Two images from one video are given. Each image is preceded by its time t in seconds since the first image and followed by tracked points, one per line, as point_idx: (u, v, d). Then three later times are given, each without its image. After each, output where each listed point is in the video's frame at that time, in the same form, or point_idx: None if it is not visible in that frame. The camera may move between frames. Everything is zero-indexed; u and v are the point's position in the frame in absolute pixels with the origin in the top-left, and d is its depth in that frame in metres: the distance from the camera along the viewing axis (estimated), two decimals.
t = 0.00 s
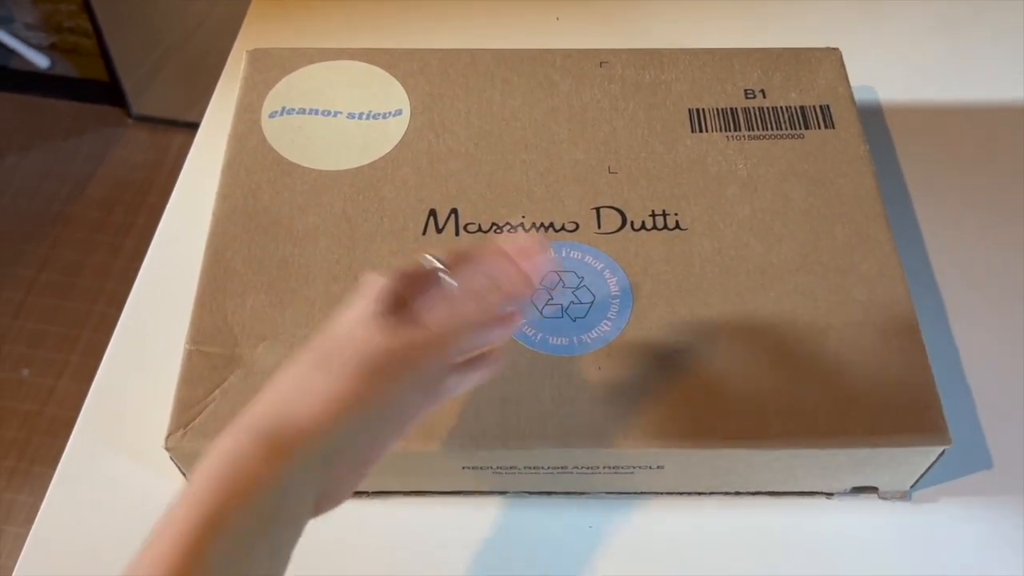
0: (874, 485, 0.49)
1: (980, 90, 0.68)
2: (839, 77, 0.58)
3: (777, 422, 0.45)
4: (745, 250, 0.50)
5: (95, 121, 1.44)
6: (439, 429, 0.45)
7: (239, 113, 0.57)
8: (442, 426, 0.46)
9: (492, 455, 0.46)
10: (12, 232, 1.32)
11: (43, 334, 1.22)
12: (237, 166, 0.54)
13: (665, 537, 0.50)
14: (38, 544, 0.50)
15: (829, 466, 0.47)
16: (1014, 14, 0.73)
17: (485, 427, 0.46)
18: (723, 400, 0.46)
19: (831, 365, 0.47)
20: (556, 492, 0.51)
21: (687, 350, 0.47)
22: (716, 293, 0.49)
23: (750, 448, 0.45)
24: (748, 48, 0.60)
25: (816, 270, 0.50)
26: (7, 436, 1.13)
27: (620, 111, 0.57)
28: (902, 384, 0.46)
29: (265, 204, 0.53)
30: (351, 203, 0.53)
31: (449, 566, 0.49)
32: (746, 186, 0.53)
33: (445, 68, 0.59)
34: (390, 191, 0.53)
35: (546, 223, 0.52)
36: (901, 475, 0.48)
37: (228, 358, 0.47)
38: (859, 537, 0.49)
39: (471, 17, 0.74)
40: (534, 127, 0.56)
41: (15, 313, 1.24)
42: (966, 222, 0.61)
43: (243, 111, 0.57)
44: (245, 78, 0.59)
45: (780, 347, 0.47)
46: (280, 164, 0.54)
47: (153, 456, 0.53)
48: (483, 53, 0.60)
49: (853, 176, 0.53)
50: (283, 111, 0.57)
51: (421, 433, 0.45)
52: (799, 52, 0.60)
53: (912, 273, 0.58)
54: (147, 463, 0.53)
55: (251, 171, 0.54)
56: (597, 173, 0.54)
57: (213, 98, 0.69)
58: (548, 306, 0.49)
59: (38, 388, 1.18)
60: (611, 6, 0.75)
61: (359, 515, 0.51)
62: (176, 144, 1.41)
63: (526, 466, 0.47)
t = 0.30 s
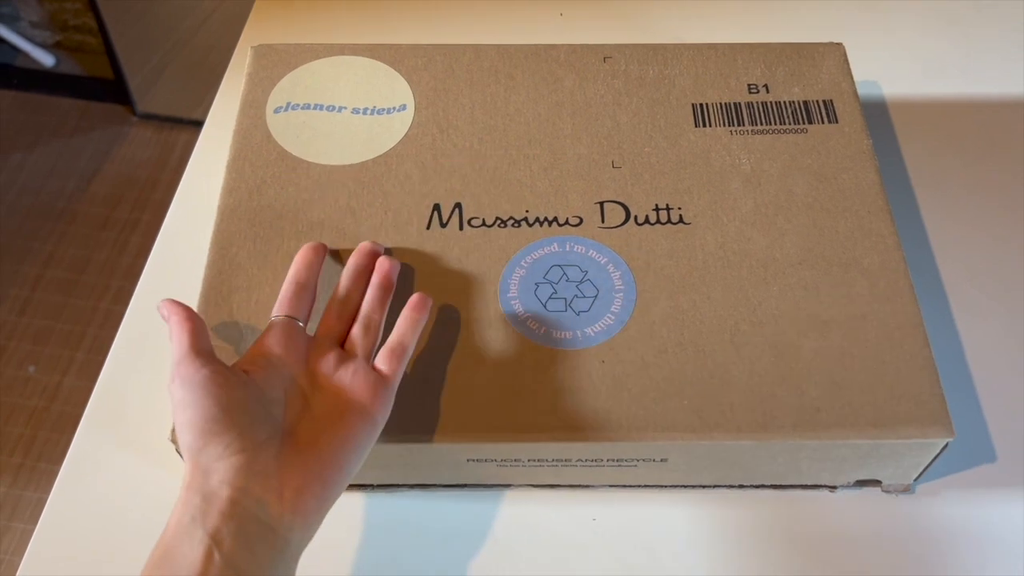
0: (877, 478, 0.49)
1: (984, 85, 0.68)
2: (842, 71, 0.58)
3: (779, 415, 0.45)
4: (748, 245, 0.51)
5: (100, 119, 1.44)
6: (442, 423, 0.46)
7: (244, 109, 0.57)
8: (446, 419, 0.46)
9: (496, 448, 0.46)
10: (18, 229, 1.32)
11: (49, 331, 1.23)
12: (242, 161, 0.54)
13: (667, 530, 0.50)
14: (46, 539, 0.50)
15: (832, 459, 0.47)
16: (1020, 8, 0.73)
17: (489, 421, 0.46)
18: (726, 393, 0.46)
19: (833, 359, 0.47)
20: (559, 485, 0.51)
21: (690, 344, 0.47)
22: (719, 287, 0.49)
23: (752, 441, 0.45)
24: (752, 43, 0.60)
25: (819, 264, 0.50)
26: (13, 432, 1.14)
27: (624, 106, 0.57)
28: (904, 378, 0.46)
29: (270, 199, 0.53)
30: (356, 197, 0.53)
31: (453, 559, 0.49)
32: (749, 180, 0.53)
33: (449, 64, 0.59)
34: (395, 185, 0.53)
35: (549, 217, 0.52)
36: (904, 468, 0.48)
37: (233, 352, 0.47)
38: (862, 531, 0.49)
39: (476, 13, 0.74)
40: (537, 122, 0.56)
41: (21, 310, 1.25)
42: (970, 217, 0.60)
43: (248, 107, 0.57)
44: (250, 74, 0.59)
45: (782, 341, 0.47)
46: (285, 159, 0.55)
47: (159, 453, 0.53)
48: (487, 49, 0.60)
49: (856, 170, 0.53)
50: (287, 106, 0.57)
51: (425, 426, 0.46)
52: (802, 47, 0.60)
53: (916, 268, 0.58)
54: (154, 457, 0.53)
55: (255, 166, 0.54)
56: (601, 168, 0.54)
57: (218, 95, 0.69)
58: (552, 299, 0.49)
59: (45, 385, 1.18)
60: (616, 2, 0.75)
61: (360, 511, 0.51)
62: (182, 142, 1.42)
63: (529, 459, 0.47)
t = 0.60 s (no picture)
0: (881, 482, 0.49)
1: (989, 86, 0.68)
2: (846, 73, 0.58)
3: (784, 419, 0.45)
4: (751, 248, 0.50)
5: (104, 120, 1.44)
6: (446, 427, 0.46)
7: (246, 112, 0.57)
8: (449, 424, 0.46)
9: (500, 452, 0.46)
10: (22, 231, 1.32)
11: (53, 332, 1.23)
12: (245, 164, 0.54)
13: (671, 534, 0.50)
14: (50, 540, 0.50)
15: (836, 463, 0.46)
16: None
17: (492, 425, 0.46)
18: (729, 397, 0.46)
19: (837, 362, 0.47)
20: (563, 488, 0.51)
21: (693, 347, 0.47)
22: (722, 290, 0.49)
23: (756, 445, 0.45)
24: (755, 44, 0.60)
25: (823, 267, 0.50)
26: (18, 433, 1.14)
27: (627, 108, 0.57)
28: (909, 381, 0.46)
29: (273, 203, 0.53)
30: (359, 201, 0.53)
31: (456, 563, 0.49)
32: (753, 183, 0.53)
33: (451, 67, 0.59)
34: (397, 188, 0.53)
35: (552, 220, 0.52)
36: (909, 472, 0.47)
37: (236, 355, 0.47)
38: (867, 534, 0.49)
39: (478, 15, 0.74)
40: (540, 125, 0.56)
41: (26, 312, 1.25)
42: (975, 219, 0.60)
43: (251, 110, 0.57)
44: (253, 77, 0.59)
45: (786, 344, 0.47)
46: (287, 162, 0.54)
47: (162, 455, 0.53)
48: (489, 51, 0.60)
49: (860, 172, 0.53)
50: (290, 109, 0.57)
51: (428, 430, 0.46)
52: (806, 49, 0.60)
53: (920, 270, 0.58)
54: (157, 459, 0.53)
55: (258, 169, 0.54)
56: (604, 170, 0.54)
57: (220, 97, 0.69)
58: (555, 303, 0.49)
59: (49, 386, 1.18)
60: (619, 4, 0.75)
61: (360, 514, 0.51)
62: (185, 144, 1.42)
63: (533, 463, 0.47)
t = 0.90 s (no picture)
0: (884, 485, 0.48)
1: (992, 85, 0.67)
2: (848, 73, 0.58)
3: (787, 422, 0.45)
4: (753, 249, 0.50)
5: (104, 121, 1.44)
6: (446, 431, 0.45)
7: (244, 114, 0.57)
8: (448, 428, 0.45)
9: (500, 457, 0.45)
10: (23, 232, 1.32)
11: (54, 334, 1.23)
12: (243, 167, 0.54)
13: (673, 538, 0.49)
14: (49, 544, 0.50)
15: (839, 467, 0.46)
16: None
17: (492, 429, 0.45)
18: (732, 400, 0.45)
19: (839, 365, 0.46)
20: (564, 493, 0.50)
21: (694, 350, 0.47)
22: (724, 292, 0.49)
23: (759, 449, 0.44)
24: (756, 44, 0.60)
25: (825, 269, 0.49)
26: (20, 435, 1.14)
27: (627, 109, 0.56)
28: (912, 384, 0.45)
29: (271, 205, 0.52)
30: (358, 203, 0.52)
31: (455, 567, 0.49)
32: (754, 184, 0.53)
33: (450, 68, 0.59)
34: (396, 191, 0.53)
35: (552, 223, 0.52)
36: (913, 475, 0.47)
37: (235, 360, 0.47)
38: (870, 539, 0.49)
39: (477, 15, 0.74)
40: (540, 126, 0.56)
41: (27, 313, 1.25)
42: (978, 219, 0.60)
43: (249, 112, 0.57)
44: (251, 79, 0.59)
45: (788, 347, 0.47)
46: (286, 164, 0.54)
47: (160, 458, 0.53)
48: (489, 52, 0.60)
49: (862, 173, 0.53)
50: (288, 111, 0.57)
51: (428, 434, 0.45)
52: (808, 49, 0.59)
53: (923, 271, 0.58)
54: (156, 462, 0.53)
55: (256, 172, 0.54)
56: (604, 172, 0.54)
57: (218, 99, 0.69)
58: (555, 306, 0.49)
59: (51, 388, 1.18)
60: (619, 4, 0.74)
61: (359, 519, 0.50)
62: (186, 145, 1.42)
63: (534, 468, 0.47)
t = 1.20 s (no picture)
0: (881, 489, 0.48)
1: (990, 87, 0.67)
2: (845, 76, 0.58)
3: (784, 426, 0.45)
4: (749, 253, 0.50)
5: (104, 124, 1.45)
6: (443, 436, 0.45)
7: (241, 118, 0.57)
8: (445, 432, 0.45)
9: (497, 462, 0.45)
10: (24, 235, 1.33)
11: (55, 337, 1.23)
12: (240, 171, 0.54)
13: (671, 543, 0.49)
14: (48, 549, 0.50)
15: (836, 471, 0.46)
16: None
17: (488, 434, 0.45)
18: (728, 404, 0.45)
19: (836, 369, 0.46)
20: (562, 497, 0.50)
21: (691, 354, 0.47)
22: (720, 296, 0.49)
23: (756, 453, 0.44)
24: (753, 48, 0.60)
25: (822, 272, 0.49)
26: (20, 438, 1.14)
27: (624, 113, 0.56)
28: (909, 388, 0.45)
29: (268, 210, 0.52)
30: (354, 208, 0.52)
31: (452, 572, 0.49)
32: (751, 187, 0.53)
33: (447, 72, 0.59)
34: (393, 195, 0.53)
35: (549, 227, 0.51)
36: (910, 478, 0.47)
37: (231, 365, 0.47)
38: (868, 542, 0.49)
39: (474, 19, 0.74)
40: (537, 130, 0.56)
41: (28, 316, 1.25)
42: (976, 221, 0.60)
43: (246, 117, 0.57)
44: (248, 83, 0.59)
45: (785, 351, 0.47)
46: (283, 169, 0.54)
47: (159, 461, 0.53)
48: (486, 56, 0.60)
49: (859, 176, 0.53)
50: (285, 116, 0.57)
51: (425, 439, 0.45)
52: (805, 51, 0.59)
53: (920, 273, 0.58)
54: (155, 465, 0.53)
55: (253, 177, 0.54)
56: (601, 175, 0.54)
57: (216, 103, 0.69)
58: (551, 310, 0.49)
59: (51, 391, 1.18)
60: (616, 7, 0.74)
61: (357, 525, 0.50)
62: (186, 148, 1.42)
63: (530, 472, 0.47)
